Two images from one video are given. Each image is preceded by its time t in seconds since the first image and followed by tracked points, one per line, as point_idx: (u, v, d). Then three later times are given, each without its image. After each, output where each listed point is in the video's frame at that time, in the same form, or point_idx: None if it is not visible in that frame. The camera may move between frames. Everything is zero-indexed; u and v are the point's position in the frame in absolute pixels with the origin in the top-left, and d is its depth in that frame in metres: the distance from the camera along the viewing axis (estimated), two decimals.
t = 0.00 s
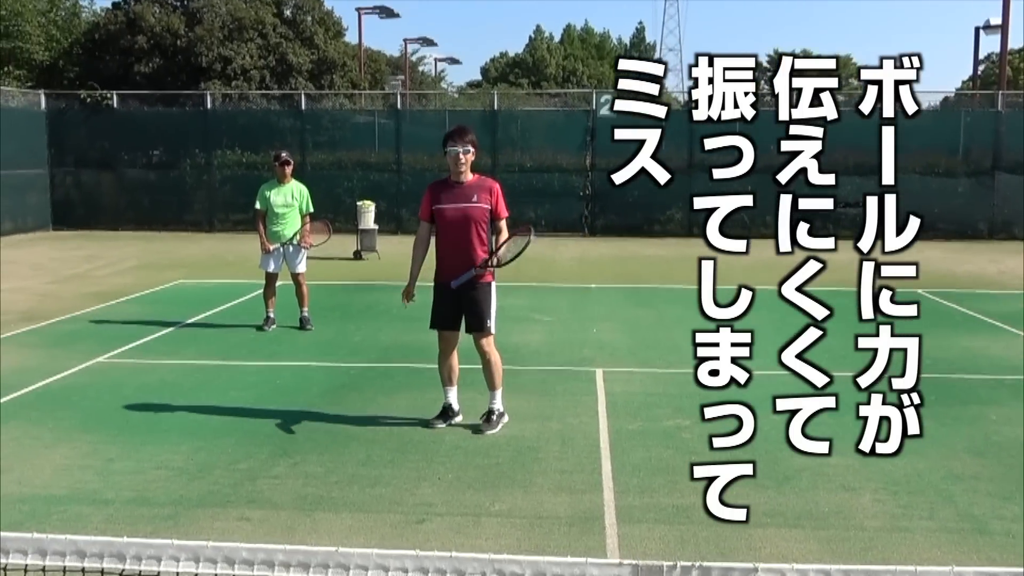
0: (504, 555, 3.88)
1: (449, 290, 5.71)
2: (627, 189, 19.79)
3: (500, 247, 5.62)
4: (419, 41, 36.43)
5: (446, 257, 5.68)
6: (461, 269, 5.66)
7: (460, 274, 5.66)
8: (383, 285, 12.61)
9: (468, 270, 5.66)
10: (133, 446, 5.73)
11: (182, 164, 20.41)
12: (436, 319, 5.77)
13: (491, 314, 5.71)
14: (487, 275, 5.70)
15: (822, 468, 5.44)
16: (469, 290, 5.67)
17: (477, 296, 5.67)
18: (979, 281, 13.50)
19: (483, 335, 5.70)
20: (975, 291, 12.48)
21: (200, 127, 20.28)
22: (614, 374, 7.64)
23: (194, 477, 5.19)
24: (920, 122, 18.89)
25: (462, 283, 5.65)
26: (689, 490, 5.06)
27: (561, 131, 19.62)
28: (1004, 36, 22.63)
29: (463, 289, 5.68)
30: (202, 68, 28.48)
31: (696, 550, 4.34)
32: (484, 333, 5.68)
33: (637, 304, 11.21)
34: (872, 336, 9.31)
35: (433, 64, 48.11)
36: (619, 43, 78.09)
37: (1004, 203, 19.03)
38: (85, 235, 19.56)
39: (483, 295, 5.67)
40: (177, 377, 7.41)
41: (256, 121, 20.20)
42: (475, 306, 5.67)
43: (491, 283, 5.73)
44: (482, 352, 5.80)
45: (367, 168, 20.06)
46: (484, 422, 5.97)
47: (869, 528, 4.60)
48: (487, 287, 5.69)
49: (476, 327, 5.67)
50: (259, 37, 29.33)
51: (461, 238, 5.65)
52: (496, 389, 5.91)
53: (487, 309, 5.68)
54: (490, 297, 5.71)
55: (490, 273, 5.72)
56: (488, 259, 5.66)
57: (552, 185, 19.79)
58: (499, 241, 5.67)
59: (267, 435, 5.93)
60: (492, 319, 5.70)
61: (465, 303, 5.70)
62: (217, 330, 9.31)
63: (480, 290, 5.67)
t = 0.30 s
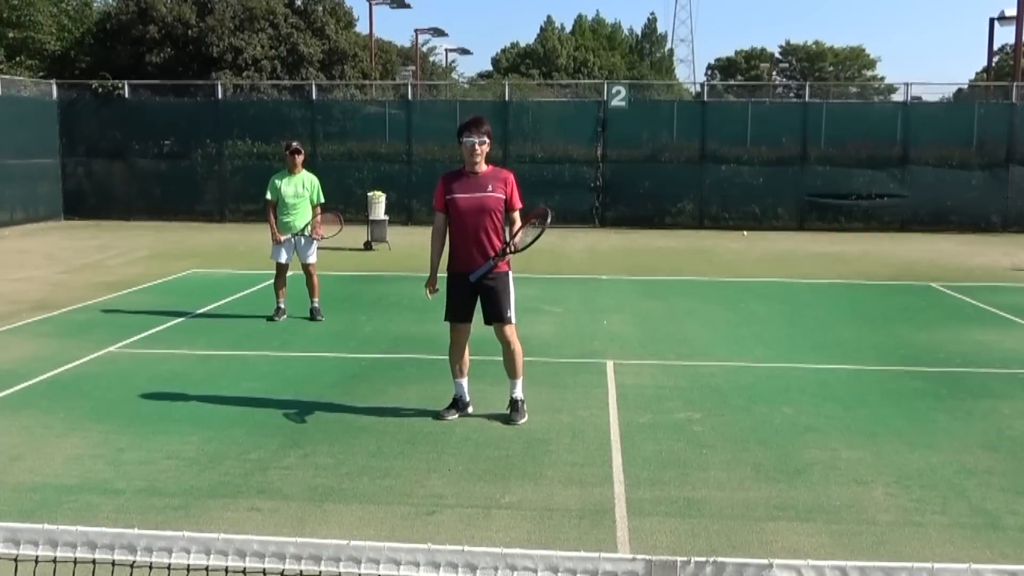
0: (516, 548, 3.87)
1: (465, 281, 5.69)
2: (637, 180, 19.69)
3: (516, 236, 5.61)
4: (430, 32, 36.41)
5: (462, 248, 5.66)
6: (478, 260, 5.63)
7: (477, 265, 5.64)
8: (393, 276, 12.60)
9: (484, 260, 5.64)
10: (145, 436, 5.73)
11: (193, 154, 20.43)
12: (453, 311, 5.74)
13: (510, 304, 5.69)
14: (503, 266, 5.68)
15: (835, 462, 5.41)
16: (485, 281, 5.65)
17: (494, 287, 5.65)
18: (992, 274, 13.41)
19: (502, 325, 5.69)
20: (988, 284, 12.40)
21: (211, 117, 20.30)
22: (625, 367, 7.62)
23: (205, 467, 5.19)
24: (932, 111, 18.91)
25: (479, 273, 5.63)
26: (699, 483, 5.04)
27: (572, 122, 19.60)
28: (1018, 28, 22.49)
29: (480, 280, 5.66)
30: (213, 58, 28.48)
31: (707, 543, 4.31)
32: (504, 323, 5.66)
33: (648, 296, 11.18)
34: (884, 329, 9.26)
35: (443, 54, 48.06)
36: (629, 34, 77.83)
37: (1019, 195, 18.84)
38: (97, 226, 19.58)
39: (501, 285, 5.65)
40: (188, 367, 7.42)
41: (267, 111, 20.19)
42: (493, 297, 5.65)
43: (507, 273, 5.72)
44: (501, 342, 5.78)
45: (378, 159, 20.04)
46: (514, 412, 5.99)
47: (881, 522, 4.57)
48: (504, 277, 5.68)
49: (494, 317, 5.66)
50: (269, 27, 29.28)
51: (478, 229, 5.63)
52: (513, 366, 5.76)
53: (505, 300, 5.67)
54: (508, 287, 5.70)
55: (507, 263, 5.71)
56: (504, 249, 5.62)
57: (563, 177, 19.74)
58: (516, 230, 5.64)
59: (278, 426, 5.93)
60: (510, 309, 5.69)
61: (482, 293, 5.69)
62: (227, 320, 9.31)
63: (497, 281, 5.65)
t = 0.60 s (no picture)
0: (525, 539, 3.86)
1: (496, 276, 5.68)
2: (646, 171, 19.63)
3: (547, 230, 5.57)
4: (440, 23, 36.34)
5: (493, 242, 5.66)
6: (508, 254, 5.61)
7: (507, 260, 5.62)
8: (403, 267, 12.60)
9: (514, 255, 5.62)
10: (155, 426, 5.75)
11: (203, 145, 20.45)
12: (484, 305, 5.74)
13: (540, 300, 5.67)
14: (533, 261, 5.64)
15: (844, 456, 5.39)
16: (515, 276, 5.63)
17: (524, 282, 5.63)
18: (1004, 268, 13.33)
19: (532, 320, 5.66)
20: (999, 278, 12.33)
21: (221, 108, 20.32)
22: (634, 359, 7.60)
23: (214, 458, 5.21)
24: (943, 105, 18.82)
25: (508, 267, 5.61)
26: (709, 476, 5.03)
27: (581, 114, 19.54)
28: None
29: (509, 274, 5.63)
30: (223, 49, 28.51)
31: (716, 536, 4.31)
32: (534, 319, 5.64)
33: (658, 289, 11.16)
34: (894, 323, 9.22)
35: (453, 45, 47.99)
36: (640, 25, 77.54)
37: None
38: (107, 215, 19.63)
39: (531, 281, 5.63)
40: (198, 357, 7.43)
41: (277, 102, 20.20)
42: (523, 292, 5.63)
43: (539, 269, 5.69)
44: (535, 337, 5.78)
45: (387, 150, 20.04)
46: (555, 404, 5.99)
47: (890, 517, 4.56)
48: (535, 273, 5.65)
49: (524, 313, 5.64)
50: (279, 18, 29.18)
51: (511, 224, 5.63)
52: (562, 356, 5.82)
53: (535, 295, 5.64)
54: (539, 283, 5.67)
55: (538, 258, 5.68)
56: (535, 244, 5.60)
57: (572, 169, 19.70)
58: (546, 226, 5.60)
59: (288, 416, 5.95)
60: (541, 305, 5.66)
61: (512, 288, 5.67)
62: (237, 311, 9.33)
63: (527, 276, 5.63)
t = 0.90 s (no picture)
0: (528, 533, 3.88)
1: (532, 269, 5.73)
2: (650, 166, 19.59)
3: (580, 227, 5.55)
4: (444, 17, 36.32)
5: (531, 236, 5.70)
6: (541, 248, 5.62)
7: (540, 254, 5.63)
8: (406, 262, 12.62)
9: (548, 249, 5.64)
10: (159, 419, 5.76)
11: (206, 139, 20.46)
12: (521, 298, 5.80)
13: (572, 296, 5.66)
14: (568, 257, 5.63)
15: (847, 450, 5.39)
16: (550, 270, 5.66)
17: (557, 277, 5.64)
18: (1008, 263, 13.32)
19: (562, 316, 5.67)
20: (1003, 273, 12.31)
21: (225, 102, 20.33)
22: (638, 354, 7.61)
23: (218, 452, 5.22)
24: (948, 99, 18.77)
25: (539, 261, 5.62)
26: (712, 470, 5.04)
27: (585, 109, 19.51)
28: None
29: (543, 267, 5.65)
30: (227, 43, 28.51)
31: (719, 530, 4.31)
32: (565, 315, 5.66)
33: (661, 283, 11.16)
34: (898, 317, 9.21)
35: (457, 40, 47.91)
36: (643, 20, 77.34)
37: None
38: (111, 210, 19.66)
39: (563, 277, 5.63)
40: (202, 351, 7.45)
41: (280, 97, 20.20)
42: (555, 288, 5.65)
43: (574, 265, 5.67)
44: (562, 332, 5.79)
45: (391, 144, 20.03)
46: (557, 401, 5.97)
47: (894, 511, 4.56)
48: (569, 269, 5.65)
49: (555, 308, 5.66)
50: (283, 12, 29.21)
51: (547, 218, 5.64)
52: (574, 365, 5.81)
53: (567, 291, 5.64)
54: (573, 279, 5.66)
55: (573, 254, 5.66)
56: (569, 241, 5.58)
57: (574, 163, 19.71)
58: (580, 223, 5.58)
59: (292, 410, 5.96)
60: (572, 301, 5.65)
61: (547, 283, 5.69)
62: (241, 305, 9.34)
63: (561, 272, 5.64)
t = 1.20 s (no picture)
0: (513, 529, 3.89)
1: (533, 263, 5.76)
2: (632, 162, 19.57)
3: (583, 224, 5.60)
4: (426, 13, 36.24)
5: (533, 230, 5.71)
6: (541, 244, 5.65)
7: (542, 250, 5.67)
8: (389, 258, 12.60)
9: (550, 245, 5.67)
10: (140, 417, 5.73)
11: (187, 134, 20.34)
12: (522, 292, 5.85)
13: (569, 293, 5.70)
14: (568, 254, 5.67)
15: (828, 444, 5.43)
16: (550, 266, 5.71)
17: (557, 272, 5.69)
18: (987, 259, 13.42)
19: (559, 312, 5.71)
20: (982, 269, 12.40)
21: (206, 98, 20.22)
22: (620, 350, 7.63)
23: (200, 449, 5.20)
24: (928, 96, 18.89)
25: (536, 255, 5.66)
26: (694, 465, 5.06)
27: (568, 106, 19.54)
28: (1015, 12, 22.49)
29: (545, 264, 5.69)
30: (208, 39, 28.36)
31: (701, 525, 4.33)
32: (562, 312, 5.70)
33: (644, 279, 11.19)
34: (879, 313, 9.28)
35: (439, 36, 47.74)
36: (626, 17, 77.37)
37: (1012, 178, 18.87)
38: (91, 206, 19.51)
39: (563, 273, 5.68)
40: (184, 348, 7.41)
41: (262, 92, 20.11)
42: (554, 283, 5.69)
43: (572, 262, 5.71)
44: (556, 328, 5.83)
45: (373, 140, 19.99)
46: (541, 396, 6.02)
47: (874, 505, 4.60)
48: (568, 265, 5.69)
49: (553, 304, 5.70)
50: (264, 8, 29.08)
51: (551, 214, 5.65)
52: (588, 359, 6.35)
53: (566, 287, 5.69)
54: (571, 275, 5.70)
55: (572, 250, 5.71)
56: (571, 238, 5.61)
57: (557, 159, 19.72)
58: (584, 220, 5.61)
59: (275, 406, 5.95)
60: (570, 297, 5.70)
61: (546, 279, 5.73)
62: (223, 301, 9.31)
63: (560, 267, 5.68)
